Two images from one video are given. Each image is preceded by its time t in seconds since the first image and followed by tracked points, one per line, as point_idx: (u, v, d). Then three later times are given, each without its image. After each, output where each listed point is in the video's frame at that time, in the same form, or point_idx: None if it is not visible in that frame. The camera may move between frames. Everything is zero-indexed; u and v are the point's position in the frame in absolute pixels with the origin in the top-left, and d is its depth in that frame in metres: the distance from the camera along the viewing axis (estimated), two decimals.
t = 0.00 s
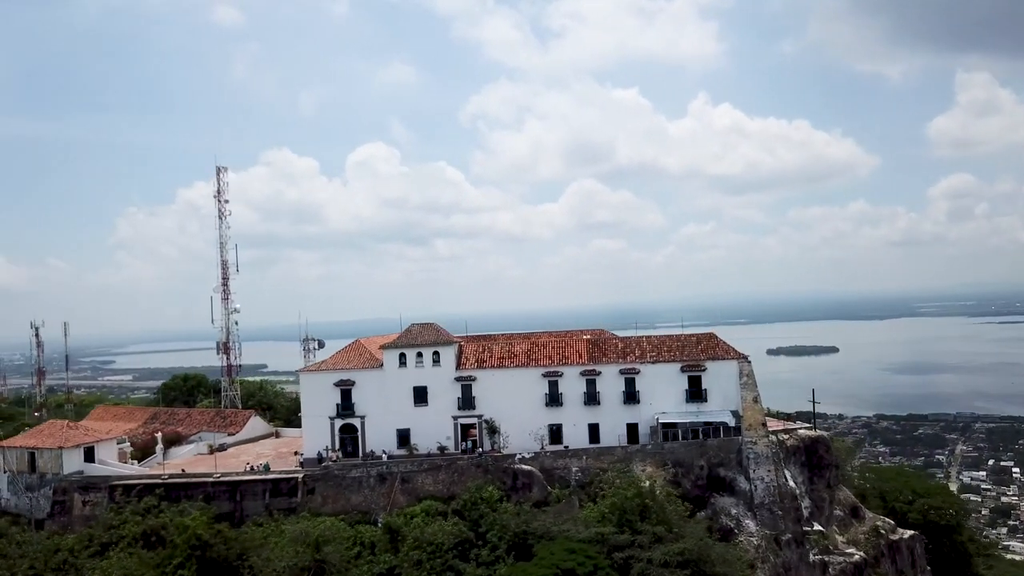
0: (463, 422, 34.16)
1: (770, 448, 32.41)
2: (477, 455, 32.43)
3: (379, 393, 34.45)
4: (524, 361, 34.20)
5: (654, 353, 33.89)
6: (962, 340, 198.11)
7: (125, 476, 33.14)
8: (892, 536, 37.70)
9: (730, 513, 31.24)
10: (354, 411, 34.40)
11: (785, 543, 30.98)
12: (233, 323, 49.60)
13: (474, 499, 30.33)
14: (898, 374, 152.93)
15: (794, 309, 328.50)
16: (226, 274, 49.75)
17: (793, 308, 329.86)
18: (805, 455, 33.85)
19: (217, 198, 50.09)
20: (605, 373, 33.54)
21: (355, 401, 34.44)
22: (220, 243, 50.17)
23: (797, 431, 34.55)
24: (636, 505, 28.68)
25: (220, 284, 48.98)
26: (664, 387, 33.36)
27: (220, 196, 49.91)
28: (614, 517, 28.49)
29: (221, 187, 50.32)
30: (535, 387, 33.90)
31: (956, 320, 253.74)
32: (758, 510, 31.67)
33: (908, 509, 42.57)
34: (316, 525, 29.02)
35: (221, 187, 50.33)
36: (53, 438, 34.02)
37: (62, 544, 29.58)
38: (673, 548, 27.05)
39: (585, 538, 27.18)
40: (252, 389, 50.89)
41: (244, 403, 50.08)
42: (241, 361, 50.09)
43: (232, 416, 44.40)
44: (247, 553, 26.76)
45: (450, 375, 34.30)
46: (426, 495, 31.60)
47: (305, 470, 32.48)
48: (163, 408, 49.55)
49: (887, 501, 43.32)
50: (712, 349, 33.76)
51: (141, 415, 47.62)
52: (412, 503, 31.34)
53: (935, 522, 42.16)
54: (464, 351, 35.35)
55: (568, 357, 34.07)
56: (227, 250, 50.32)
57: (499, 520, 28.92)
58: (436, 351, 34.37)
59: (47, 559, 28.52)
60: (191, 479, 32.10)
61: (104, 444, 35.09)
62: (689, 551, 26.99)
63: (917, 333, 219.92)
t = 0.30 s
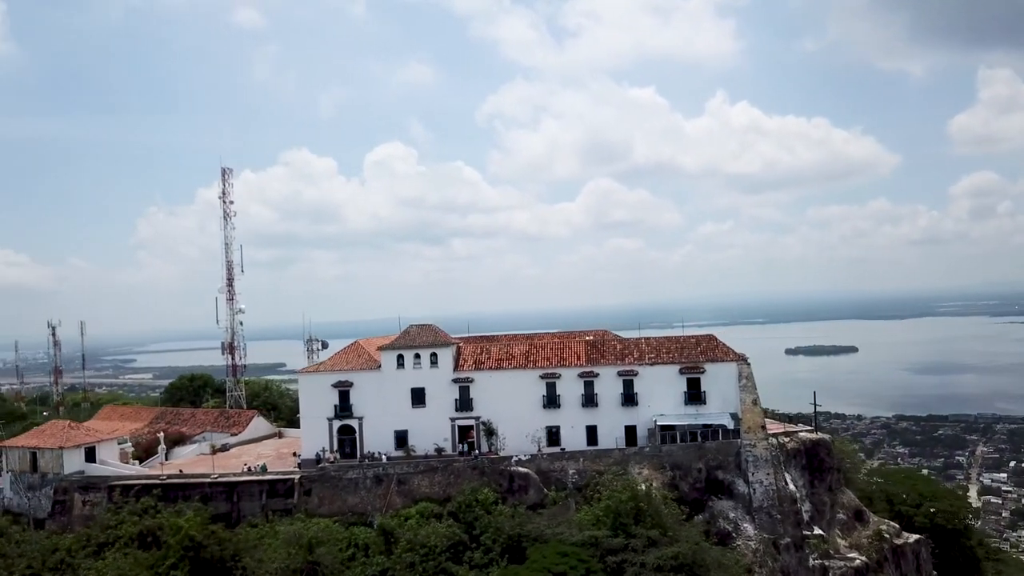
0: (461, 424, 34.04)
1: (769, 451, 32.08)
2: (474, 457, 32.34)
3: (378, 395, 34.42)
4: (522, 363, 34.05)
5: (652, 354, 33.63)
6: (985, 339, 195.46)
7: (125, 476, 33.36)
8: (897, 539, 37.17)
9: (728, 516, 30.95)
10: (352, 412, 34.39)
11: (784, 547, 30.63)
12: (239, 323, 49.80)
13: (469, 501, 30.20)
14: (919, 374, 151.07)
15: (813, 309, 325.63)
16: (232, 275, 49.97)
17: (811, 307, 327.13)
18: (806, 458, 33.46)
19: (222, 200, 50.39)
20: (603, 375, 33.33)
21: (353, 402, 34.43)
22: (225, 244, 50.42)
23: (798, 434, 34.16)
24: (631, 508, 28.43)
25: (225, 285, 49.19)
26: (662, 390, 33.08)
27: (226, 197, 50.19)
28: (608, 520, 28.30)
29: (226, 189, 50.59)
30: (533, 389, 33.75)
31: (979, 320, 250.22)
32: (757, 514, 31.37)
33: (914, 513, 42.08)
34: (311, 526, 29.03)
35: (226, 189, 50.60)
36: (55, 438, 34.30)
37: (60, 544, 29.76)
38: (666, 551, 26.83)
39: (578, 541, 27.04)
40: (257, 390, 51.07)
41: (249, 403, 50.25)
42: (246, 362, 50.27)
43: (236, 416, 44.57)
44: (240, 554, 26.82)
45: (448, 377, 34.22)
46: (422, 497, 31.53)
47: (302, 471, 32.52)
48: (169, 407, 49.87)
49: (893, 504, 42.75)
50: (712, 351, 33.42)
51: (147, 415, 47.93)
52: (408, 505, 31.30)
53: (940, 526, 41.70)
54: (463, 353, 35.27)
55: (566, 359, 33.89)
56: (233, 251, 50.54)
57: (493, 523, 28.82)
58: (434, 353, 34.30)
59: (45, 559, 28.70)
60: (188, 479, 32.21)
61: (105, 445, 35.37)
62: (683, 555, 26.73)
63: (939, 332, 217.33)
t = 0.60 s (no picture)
0: (459, 425, 33.96)
1: (768, 454, 31.72)
2: (470, 458, 32.22)
3: (375, 396, 34.41)
4: (520, 364, 33.92)
5: (651, 356, 33.38)
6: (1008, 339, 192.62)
7: (125, 476, 33.59)
8: (902, 543, 36.63)
9: (726, 520, 30.65)
10: (350, 413, 34.40)
11: (782, 551, 30.30)
12: (244, 324, 50.03)
13: (464, 503, 30.09)
14: (940, 374, 149.11)
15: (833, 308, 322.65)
16: (237, 276, 50.19)
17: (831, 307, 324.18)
18: (806, 461, 33.07)
19: (227, 201, 50.62)
20: (600, 376, 33.13)
21: (351, 403, 34.44)
22: (230, 245, 50.64)
23: (799, 436, 33.77)
24: (625, 511, 28.20)
25: (230, 285, 49.45)
26: (661, 392, 32.83)
27: (231, 198, 50.43)
28: (602, 523, 28.08)
29: (231, 190, 50.82)
30: (531, 390, 33.61)
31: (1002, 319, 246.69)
32: (756, 517, 31.05)
33: (920, 517, 41.39)
34: (305, 527, 29.03)
35: (231, 190, 50.82)
36: (56, 438, 34.57)
37: (58, 543, 29.93)
38: (660, 555, 26.58)
39: (571, 544, 26.86)
40: (263, 390, 51.28)
41: (255, 403, 50.48)
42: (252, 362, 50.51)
43: (239, 417, 44.76)
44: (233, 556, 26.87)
45: (446, 378, 34.15)
46: (418, 499, 31.47)
47: (300, 472, 32.55)
48: (175, 407, 50.19)
49: (899, 508, 42.12)
50: (711, 352, 33.13)
51: (153, 415, 48.27)
52: (404, 506, 31.25)
53: (948, 529, 40.87)
54: (461, 354, 35.19)
55: (564, 360, 33.71)
56: (238, 252, 50.78)
57: (488, 525, 28.71)
58: (432, 354, 34.27)
59: (43, 559, 28.87)
60: (186, 480, 32.34)
61: (106, 445, 35.63)
62: (676, 559, 26.46)
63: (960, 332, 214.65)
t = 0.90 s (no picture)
0: (456, 427, 33.89)
1: (767, 457, 31.40)
2: (467, 460, 32.15)
3: (373, 398, 34.42)
4: (518, 366, 33.79)
5: (649, 358, 33.14)
6: None
7: (125, 476, 33.84)
8: (907, 548, 36.11)
9: (723, 523, 30.38)
10: (348, 414, 34.44)
11: (780, 555, 29.97)
12: (249, 324, 50.26)
13: (459, 505, 30.02)
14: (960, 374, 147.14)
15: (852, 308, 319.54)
16: (242, 276, 50.43)
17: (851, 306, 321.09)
18: (806, 465, 32.72)
19: (233, 202, 50.87)
20: (598, 378, 32.93)
21: (349, 405, 34.47)
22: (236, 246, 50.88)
23: (799, 439, 33.41)
24: (620, 514, 28.00)
25: (235, 286, 49.70)
26: (659, 394, 32.59)
27: (237, 199, 50.67)
28: (597, 526, 27.91)
29: (237, 191, 51.05)
30: (528, 392, 33.48)
31: None
32: (754, 521, 30.76)
33: (927, 520, 40.82)
34: (300, 529, 29.06)
35: (236, 192, 51.06)
36: (58, 438, 34.87)
37: (57, 542, 30.15)
38: (654, 559, 26.40)
39: (564, 548, 26.74)
40: (268, 390, 51.49)
41: (260, 403, 50.70)
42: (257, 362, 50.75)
43: (242, 417, 44.99)
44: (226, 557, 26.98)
45: (444, 380, 34.10)
46: (414, 500, 31.45)
47: (297, 473, 32.64)
48: (182, 407, 50.51)
49: (906, 512, 41.54)
50: (710, 355, 32.83)
51: (159, 415, 48.61)
52: (400, 508, 31.23)
53: (956, 533, 40.23)
54: (459, 355, 35.11)
55: (562, 362, 33.55)
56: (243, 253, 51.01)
57: (482, 528, 28.63)
58: (430, 355, 34.22)
59: (42, 558, 29.08)
60: (184, 480, 32.48)
61: (108, 445, 35.92)
62: (670, 563, 26.25)
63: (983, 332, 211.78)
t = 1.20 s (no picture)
0: (454, 428, 33.84)
1: (765, 461, 31.11)
2: (464, 462, 32.08)
3: (371, 399, 34.43)
4: (515, 367, 33.67)
5: (647, 360, 32.92)
6: None
7: (126, 476, 34.06)
8: (912, 552, 35.64)
9: (720, 527, 30.13)
10: (347, 415, 34.48)
11: (778, 560, 29.66)
12: (254, 324, 50.49)
13: (455, 507, 29.94)
14: (981, 375, 145.18)
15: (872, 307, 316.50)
16: (248, 277, 50.68)
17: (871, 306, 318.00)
18: (807, 468, 32.42)
19: (239, 203, 51.12)
20: (596, 380, 32.75)
21: (348, 406, 34.51)
22: (241, 247, 51.11)
23: (799, 442, 33.10)
24: (614, 518, 27.81)
25: (241, 286, 49.94)
26: (657, 396, 32.34)
27: (243, 200, 50.92)
28: (591, 529, 27.72)
29: (243, 192, 51.28)
30: (525, 394, 33.35)
31: None
32: (752, 525, 30.48)
33: (933, 525, 40.37)
34: (294, 530, 29.09)
35: (242, 193, 51.29)
36: (60, 438, 35.14)
37: (57, 542, 30.42)
38: (647, 563, 26.17)
39: (557, 551, 26.58)
40: (274, 390, 51.72)
41: (265, 403, 50.91)
42: (263, 362, 50.97)
43: (246, 417, 45.19)
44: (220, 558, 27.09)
45: (441, 381, 34.05)
46: (410, 502, 31.41)
47: (295, 474, 32.71)
48: (187, 407, 50.85)
49: (912, 516, 41.08)
50: (708, 357, 32.55)
51: (165, 415, 48.97)
52: (396, 510, 31.20)
53: (962, 538, 39.73)
54: (458, 357, 35.05)
55: (560, 364, 33.39)
56: (249, 254, 51.24)
57: (476, 531, 28.53)
58: (428, 357, 34.16)
59: (40, 558, 29.33)
60: (183, 481, 32.64)
61: (110, 445, 36.18)
62: (663, 567, 26.00)
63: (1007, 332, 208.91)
